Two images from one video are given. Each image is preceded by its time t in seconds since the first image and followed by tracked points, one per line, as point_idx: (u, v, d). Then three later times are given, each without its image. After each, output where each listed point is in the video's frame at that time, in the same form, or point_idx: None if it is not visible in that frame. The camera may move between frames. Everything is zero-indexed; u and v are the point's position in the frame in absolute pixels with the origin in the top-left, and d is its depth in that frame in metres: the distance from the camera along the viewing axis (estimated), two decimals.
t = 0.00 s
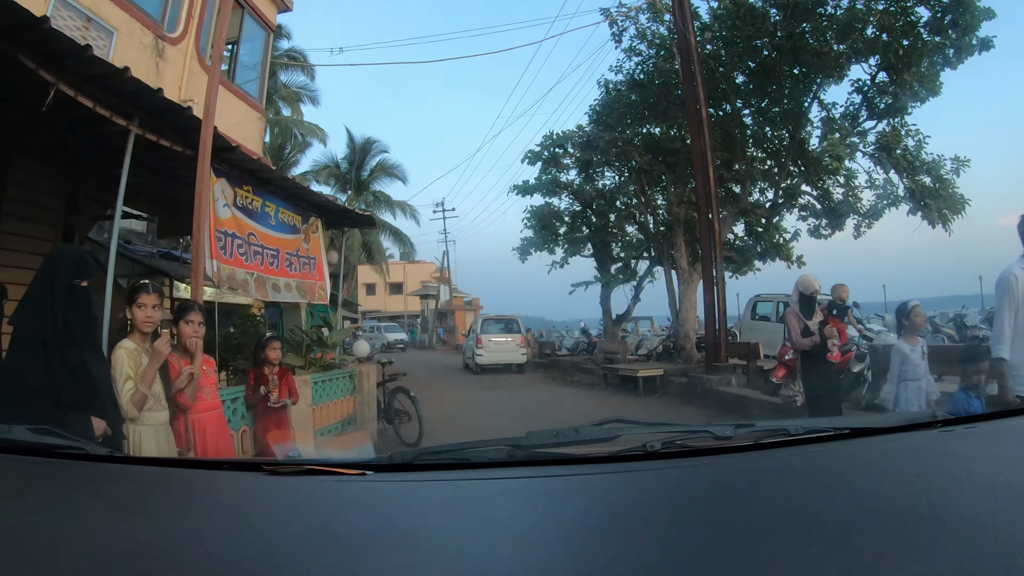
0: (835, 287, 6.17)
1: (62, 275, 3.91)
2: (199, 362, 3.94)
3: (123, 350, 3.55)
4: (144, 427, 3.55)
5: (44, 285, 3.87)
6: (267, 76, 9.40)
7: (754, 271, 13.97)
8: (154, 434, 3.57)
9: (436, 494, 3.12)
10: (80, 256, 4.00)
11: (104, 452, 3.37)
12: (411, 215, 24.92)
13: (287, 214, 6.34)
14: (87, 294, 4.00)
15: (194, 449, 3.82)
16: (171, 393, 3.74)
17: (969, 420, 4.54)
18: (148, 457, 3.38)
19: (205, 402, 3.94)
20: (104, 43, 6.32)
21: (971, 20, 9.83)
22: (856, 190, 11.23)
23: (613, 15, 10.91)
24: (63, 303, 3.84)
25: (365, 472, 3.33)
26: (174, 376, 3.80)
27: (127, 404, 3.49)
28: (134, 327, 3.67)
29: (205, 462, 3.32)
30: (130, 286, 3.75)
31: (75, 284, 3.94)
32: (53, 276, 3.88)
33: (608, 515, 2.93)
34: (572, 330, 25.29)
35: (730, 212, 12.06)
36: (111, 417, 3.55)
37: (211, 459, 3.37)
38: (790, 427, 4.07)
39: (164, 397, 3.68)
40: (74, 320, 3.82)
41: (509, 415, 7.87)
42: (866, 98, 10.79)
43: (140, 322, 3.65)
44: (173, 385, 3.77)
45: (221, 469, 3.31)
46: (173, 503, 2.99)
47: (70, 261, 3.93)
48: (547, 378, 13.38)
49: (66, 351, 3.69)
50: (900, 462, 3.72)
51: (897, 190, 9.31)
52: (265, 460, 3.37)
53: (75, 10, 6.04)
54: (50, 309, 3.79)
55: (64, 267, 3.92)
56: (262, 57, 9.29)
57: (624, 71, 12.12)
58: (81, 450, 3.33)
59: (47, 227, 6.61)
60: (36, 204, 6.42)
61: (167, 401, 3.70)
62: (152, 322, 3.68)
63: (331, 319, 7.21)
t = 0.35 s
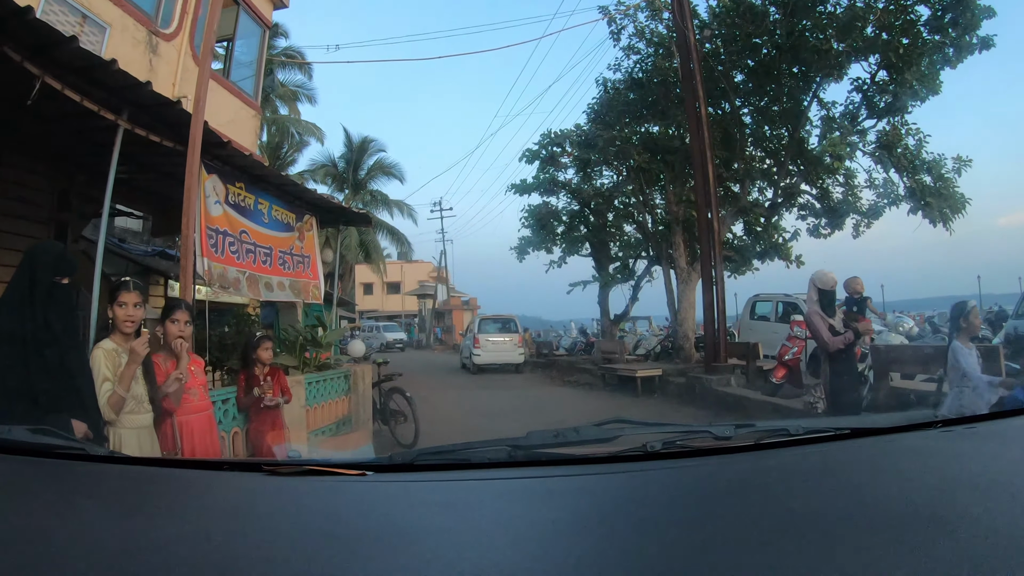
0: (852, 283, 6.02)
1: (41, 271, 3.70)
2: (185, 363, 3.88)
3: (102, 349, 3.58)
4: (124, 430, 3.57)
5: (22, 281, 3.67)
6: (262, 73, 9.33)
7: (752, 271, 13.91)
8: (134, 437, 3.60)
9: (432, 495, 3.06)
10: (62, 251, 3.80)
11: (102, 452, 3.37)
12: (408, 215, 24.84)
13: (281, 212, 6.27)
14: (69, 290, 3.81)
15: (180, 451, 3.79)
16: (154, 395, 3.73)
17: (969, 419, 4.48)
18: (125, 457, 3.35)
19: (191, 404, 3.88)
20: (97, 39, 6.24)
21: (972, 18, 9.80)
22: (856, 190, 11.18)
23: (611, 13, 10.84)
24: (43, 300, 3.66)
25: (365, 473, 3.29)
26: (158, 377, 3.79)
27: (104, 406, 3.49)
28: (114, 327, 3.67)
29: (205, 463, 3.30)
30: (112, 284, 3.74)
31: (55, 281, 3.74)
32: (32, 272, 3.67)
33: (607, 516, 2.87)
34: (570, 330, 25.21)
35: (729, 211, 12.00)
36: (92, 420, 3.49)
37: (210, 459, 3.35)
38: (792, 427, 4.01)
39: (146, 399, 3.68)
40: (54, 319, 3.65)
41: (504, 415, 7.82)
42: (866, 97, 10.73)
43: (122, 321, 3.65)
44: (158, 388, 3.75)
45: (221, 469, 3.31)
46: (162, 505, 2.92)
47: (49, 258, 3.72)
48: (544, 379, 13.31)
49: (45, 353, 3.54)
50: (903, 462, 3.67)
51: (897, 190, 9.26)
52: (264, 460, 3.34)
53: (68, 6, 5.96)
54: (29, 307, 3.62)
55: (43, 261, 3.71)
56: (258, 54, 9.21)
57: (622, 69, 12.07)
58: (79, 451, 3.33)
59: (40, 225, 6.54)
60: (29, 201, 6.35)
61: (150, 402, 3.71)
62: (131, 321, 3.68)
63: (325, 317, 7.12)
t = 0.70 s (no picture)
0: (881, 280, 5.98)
1: (26, 269, 3.68)
2: (177, 364, 3.81)
3: (90, 349, 3.53)
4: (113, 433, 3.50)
5: (7, 279, 3.66)
6: (257, 71, 9.27)
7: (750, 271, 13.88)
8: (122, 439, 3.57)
9: (429, 497, 3.01)
10: (46, 248, 3.79)
11: (102, 452, 3.31)
12: (405, 214, 24.77)
13: (275, 210, 6.22)
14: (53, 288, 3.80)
15: (172, 451, 3.76)
16: (144, 396, 3.69)
17: (969, 419, 4.44)
18: (121, 457, 3.29)
19: (183, 404, 3.83)
20: (90, 34, 6.18)
21: (971, 17, 9.79)
22: (854, 189, 11.16)
23: (610, 11, 10.79)
24: (27, 298, 3.63)
25: (365, 472, 3.24)
26: (148, 377, 3.73)
27: (91, 407, 3.46)
28: (103, 326, 3.64)
29: (203, 462, 3.26)
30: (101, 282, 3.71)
31: (40, 279, 3.73)
32: (18, 269, 3.68)
33: (606, 516, 2.82)
34: (567, 330, 25.17)
35: (727, 210, 11.98)
36: (77, 421, 3.45)
37: (209, 459, 3.31)
38: (793, 426, 3.98)
39: (134, 399, 3.65)
40: (39, 317, 3.62)
41: (502, 415, 7.78)
42: (864, 97, 10.71)
43: (110, 320, 3.62)
44: (147, 389, 3.70)
45: (220, 468, 3.26)
46: (154, 504, 2.87)
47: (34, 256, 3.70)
48: (542, 378, 13.26)
49: (28, 353, 3.50)
50: (904, 462, 3.63)
51: (896, 190, 9.23)
52: (264, 459, 3.30)
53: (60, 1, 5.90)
54: (14, 305, 3.59)
55: (28, 259, 3.69)
56: (253, 52, 9.15)
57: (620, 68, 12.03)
58: (78, 451, 3.27)
59: (33, 222, 6.48)
60: (23, 199, 6.30)
61: (139, 403, 3.68)
62: (119, 320, 3.65)
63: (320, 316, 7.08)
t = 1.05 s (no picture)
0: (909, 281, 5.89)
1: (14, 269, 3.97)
2: (170, 366, 3.71)
3: (81, 351, 3.44)
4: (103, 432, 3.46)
5: None
6: (254, 70, 9.23)
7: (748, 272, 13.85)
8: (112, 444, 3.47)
9: (425, 497, 2.97)
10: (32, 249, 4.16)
11: (104, 450, 3.31)
12: (402, 214, 24.73)
13: (270, 209, 6.17)
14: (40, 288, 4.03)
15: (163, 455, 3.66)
16: (136, 398, 3.59)
17: (969, 419, 4.42)
18: (120, 457, 3.28)
19: (175, 406, 3.73)
20: (85, 32, 6.14)
21: (970, 17, 9.79)
22: (852, 190, 11.15)
23: (607, 11, 10.76)
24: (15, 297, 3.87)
25: (364, 472, 3.22)
26: (140, 378, 3.62)
27: (86, 411, 3.37)
28: (96, 326, 3.56)
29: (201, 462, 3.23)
30: (93, 282, 3.63)
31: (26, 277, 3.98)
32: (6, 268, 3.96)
33: (604, 515, 2.79)
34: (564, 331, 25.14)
35: (725, 211, 11.96)
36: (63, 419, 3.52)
37: (208, 459, 3.29)
38: (793, 425, 3.96)
39: (125, 402, 3.56)
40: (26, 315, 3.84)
41: (499, 416, 7.74)
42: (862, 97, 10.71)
43: (103, 320, 3.55)
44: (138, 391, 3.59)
45: (219, 468, 3.24)
46: (148, 506, 2.84)
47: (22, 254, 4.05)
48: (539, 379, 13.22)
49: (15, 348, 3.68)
50: (904, 461, 3.61)
51: (895, 191, 9.23)
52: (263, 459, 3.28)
53: None
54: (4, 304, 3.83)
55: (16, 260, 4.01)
56: (250, 50, 9.10)
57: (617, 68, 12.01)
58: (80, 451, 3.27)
59: (27, 221, 6.44)
60: (17, 198, 6.25)
61: (129, 404, 3.59)
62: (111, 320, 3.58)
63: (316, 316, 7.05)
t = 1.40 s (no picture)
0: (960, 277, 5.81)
1: None
2: (153, 368, 3.65)
3: (60, 350, 3.38)
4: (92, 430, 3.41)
5: None
6: (249, 67, 9.15)
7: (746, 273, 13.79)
8: (95, 444, 3.40)
9: (422, 501, 2.90)
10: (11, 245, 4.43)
11: (105, 451, 3.32)
12: (400, 214, 24.66)
13: (262, 208, 6.09)
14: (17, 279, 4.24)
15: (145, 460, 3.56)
16: (118, 400, 3.51)
17: (973, 419, 4.36)
18: (120, 457, 3.28)
19: (158, 410, 3.65)
20: (77, 28, 6.06)
21: (971, 17, 9.75)
22: (852, 190, 11.11)
23: (606, 10, 10.70)
24: None
25: (367, 472, 3.16)
26: (123, 379, 3.53)
27: (74, 406, 3.34)
28: (76, 325, 3.50)
29: (205, 462, 3.19)
30: (72, 281, 3.55)
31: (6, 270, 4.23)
32: None
33: (605, 518, 2.72)
34: (562, 331, 25.08)
35: (725, 212, 11.89)
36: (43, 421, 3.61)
37: (211, 459, 3.23)
38: (794, 425, 3.90)
39: (106, 404, 3.50)
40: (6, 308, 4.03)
41: (496, 416, 7.66)
42: (862, 98, 10.66)
43: (84, 319, 3.50)
44: (119, 392, 3.49)
45: (222, 468, 3.19)
46: (138, 512, 2.77)
47: None
48: (537, 381, 13.14)
49: None
50: (910, 461, 3.55)
51: (895, 191, 9.17)
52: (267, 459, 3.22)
53: None
54: None
55: None
56: (245, 48, 9.03)
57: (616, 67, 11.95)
58: (81, 451, 3.29)
59: (19, 221, 6.37)
60: (9, 196, 6.18)
61: (110, 406, 3.53)
62: (93, 318, 3.53)
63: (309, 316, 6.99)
